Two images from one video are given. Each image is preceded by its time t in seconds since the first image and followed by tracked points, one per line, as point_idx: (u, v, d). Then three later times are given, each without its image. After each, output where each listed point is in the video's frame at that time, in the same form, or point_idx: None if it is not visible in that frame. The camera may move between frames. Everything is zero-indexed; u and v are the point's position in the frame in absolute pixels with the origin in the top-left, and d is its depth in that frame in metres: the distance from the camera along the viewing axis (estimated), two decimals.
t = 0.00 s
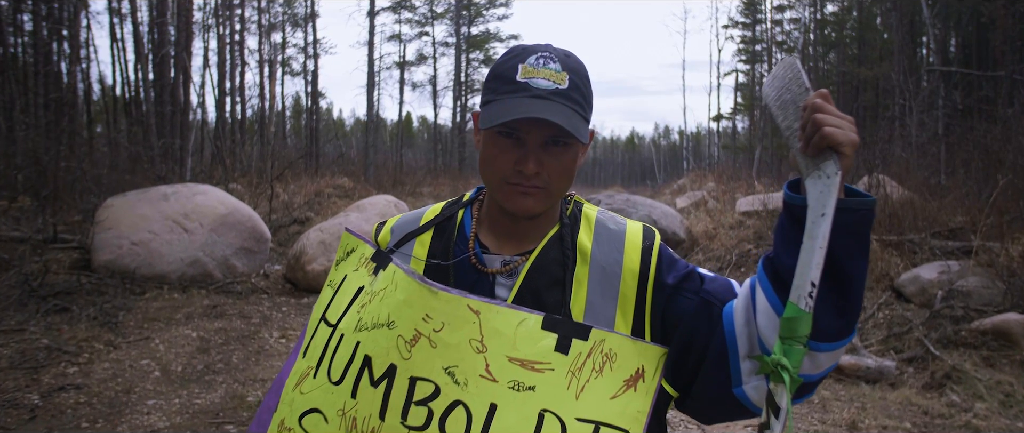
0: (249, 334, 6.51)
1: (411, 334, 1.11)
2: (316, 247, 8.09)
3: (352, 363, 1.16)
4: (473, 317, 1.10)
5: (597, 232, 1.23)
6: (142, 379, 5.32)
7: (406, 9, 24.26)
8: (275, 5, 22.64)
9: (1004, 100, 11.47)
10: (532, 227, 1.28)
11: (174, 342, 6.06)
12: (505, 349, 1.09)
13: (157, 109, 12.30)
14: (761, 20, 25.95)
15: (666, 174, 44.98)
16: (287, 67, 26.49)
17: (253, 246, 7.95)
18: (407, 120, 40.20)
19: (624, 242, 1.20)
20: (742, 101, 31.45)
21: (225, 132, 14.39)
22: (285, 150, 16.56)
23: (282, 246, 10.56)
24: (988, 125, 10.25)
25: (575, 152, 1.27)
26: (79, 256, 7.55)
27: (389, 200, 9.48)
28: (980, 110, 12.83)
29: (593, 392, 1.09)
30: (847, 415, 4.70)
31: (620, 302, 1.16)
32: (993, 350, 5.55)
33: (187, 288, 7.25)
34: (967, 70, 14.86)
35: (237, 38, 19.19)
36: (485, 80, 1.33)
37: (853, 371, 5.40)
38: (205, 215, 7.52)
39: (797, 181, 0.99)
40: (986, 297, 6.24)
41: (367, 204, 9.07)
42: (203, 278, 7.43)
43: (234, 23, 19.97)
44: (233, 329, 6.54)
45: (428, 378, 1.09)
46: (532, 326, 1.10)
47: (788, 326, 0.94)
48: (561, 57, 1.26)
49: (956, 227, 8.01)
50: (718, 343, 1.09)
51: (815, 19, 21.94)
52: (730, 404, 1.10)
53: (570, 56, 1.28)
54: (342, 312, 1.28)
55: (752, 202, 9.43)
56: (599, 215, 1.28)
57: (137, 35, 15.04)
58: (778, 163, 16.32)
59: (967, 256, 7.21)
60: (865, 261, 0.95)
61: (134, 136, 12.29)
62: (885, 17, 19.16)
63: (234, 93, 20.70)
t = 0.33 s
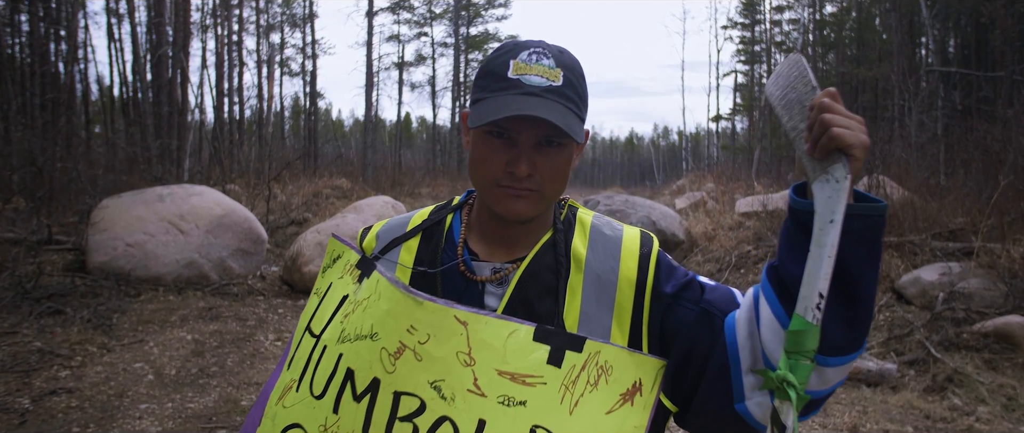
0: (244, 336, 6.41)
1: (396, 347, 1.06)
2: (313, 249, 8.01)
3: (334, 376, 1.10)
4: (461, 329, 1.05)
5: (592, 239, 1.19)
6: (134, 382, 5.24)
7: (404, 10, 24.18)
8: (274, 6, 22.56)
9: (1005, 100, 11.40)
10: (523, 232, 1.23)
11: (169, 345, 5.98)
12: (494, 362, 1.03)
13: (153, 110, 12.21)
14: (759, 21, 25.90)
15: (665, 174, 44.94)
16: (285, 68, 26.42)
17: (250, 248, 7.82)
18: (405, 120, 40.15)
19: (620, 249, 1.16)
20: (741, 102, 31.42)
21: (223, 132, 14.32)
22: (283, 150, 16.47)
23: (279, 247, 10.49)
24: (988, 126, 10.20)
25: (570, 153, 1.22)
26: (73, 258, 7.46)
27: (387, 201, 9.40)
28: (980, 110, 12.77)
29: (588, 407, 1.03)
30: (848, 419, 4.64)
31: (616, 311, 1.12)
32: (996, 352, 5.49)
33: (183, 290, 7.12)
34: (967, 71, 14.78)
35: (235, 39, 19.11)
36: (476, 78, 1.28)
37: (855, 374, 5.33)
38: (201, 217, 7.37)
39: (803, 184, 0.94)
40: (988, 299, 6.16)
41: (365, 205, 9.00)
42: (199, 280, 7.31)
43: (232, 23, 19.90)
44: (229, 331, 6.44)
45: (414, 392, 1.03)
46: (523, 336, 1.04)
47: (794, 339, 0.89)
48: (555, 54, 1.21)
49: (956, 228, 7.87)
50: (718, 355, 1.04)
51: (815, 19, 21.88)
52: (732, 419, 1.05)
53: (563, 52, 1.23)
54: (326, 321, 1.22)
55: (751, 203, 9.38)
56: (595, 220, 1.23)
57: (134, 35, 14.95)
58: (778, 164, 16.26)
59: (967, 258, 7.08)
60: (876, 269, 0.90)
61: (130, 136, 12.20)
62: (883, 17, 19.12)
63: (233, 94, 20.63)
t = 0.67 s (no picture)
0: (240, 339, 6.34)
1: (381, 358, 1.01)
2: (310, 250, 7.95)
3: (317, 390, 1.05)
4: (450, 339, 1.00)
5: (587, 244, 1.15)
6: (128, 386, 5.17)
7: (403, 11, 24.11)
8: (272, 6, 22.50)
9: (1005, 101, 11.34)
10: (515, 237, 1.19)
11: (164, 347, 5.91)
12: (484, 375, 0.98)
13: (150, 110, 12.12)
14: (758, 22, 25.82)
15: (665, 175, 44.83)
16: (283, 68, 26.34)
17: (246, 249, 7.75)
18: (405, 121, 40.03)
19: (617, 256, 1.11)
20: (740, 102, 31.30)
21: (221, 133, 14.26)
22: (282, 151, 16.40)
23: (277, 248, 10.43)
24: (988, 126, 10.14)
25: (563, 154, 1.18)
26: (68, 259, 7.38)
27: (385, 202, 9.33)
28: (981, 111, 12.69)
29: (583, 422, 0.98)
30: (850, 423, 4.59)
31: (612, 320, 1.07)
32: (997, 355, 5.44)
33: (179, 292, 7.05)
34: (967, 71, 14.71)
35: (233, 39, 19.02)
36: (465, 74, 1.24)
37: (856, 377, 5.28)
38: (198, 218, 7.29)
39: (808, 187, 0.90)
40: (990, 301, 6.10)
41: (362, 206, 8.93)
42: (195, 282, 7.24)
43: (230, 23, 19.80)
44: (225, 333, 6.37)
45: (400, 406, 0.98)
46: (514, 347, 1.00)
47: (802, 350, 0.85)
48: (547, 49, 1.18)
49: (956, 229, 7.79)
50: (720, 369, 1.00)
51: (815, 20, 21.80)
52: None
53: (556, 48, 1.19)
54: (310, 330, 1.18)
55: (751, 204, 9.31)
56: (589, 226, 1.19)
57: (131, 35, 14.87)
58: (778, 165, 16.20)
59: (967, 259, 7.00)
60: (885, 277, 0.87)
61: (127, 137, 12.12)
62: (882, 18, 19.05)
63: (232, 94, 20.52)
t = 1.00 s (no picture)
0: (237, 340, 6.28)
1: (368, 368, 0.98)
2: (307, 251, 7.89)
3: (301, 401, 1.01)
4: (440, 349, 0.96)
5: (582, 250, 1.12)
6: (124, 388, 5.13)
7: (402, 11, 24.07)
8: (271, 7, 22.44)
9: (1006, 101, 11.28)
10: (508, 241, 1.15)
11: (160, 349, 5.86)
12: (475, 385, 0.94)
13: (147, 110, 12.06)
14: (758, 22, 25.75)
15: (665, 175, 44.75)
16: (283, 69, 26.28)
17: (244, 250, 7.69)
18: (404, 122, 39.91)
19: (614, 260, 1.08)
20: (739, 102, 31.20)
21: (220, 134, 14.20)
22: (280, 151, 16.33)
23: (275, 249, 10.38)
24: (988, 127, 10.10)
25: (557, 154, 1.15)
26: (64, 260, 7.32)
27: (383, 203, 9.28)
28: (982, 112, 12.64)
29: None
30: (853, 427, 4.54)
31: (609, 328, 1.03)
32: (1000, 357, 5.40)
33: (176, 293, 6.98)
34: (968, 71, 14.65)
35: (233, 39, 18.97)
36: (457, 72, 1.20)
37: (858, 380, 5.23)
38: (195, 219, 7.24)
39: (812, 189, 0.87)
40: (992, 303, 6.05)
41: (360, 207, 8.88)
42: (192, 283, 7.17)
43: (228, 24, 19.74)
44: (222, 335, 6.31)
45: (387, 417, 0.94)
46: (506, 356, 0.96)
47: (806, 360, 0.82)
48: (541, 46, 1.15)
49: (957, 230, 7.74)
50: (719, 379, 0.97)
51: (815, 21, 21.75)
52: None
53: (550, 45, 1.16)
54: (296, 338, 1.14)
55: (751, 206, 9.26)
56: (585, 229, 1.16)
57: (129, 34, 14.81)
58: (779, 166, 16.13)
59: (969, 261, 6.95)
60: (892, 285, 0.83)
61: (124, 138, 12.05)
62: (882, 18, 19.00)
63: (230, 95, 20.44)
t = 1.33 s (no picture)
0: (234, 342, 6.25)
1: (355, 378, 0.95)
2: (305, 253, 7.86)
3: (289, 408, 0.99)
4: (430, 358, 0.93)
5: (577, 255, 1.09)
6: (120, 391, 5.09)
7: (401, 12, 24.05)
8: (271, 7, 22.41)
9: (1005, 102, 11.26)
10: (500, 246, 1.13)
11: (157, 351, 5.83)
12: (466, 395, 0.91)
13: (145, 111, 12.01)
14: (758, 23, 25.73)
15: (664, 177, 44.71)
16: (282, 70, 26.28)
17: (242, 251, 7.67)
18: (404, 123, 39.86)
19: (610, 265, 1.05)
20: (739, 104, 31.13)
21: (218, 135, 14.18)
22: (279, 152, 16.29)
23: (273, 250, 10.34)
24: (988, 128, 10.08)
25: (552, 156, 1.13)
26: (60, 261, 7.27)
27: (381, 204, 9.25)
28: (982, 113, 12.62)
29: None
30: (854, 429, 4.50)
31: (604, 335, 1.01)
32: (1001, 359, 5.37)
33: (174, 295, 6.95)
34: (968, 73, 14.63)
35: (233, 39, 18.93)
36: (448, 72, 1.18)
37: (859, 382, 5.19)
38: (192, 220, 7.21)
39: (811, 194, 0.84)
40: (992, 304, 6.03)
41: (359, 209, 8.85)
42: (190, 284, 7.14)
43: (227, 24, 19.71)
44: (219, 337, 6.27)
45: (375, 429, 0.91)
46: (498, 365, 0.93)
47: (807, 370, 0.79)
48: (534, 44, 1.12)
49: (957, 232, 7.70)
50: (718, 388, 0.94)
51: (814, 21, 21.72)
52: None
53: (544, 45, 1.13)
54: (284, 345, 1.11)
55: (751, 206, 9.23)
56: (581, 234, 1.13)
57: (127, 34, 14.77)
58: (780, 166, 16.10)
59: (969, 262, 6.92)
60: (898, 292, 0.81)
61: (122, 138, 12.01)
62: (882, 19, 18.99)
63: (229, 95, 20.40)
